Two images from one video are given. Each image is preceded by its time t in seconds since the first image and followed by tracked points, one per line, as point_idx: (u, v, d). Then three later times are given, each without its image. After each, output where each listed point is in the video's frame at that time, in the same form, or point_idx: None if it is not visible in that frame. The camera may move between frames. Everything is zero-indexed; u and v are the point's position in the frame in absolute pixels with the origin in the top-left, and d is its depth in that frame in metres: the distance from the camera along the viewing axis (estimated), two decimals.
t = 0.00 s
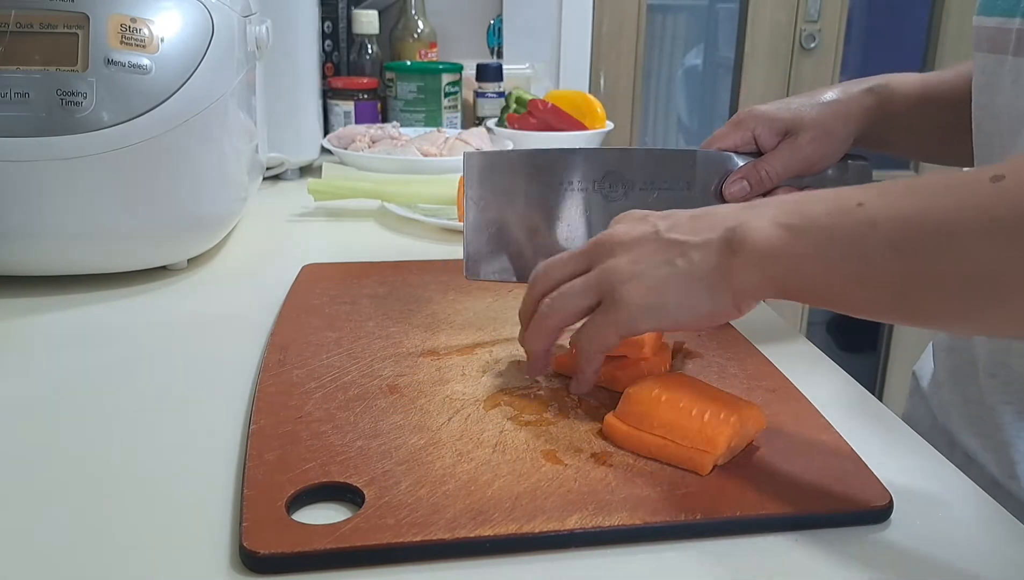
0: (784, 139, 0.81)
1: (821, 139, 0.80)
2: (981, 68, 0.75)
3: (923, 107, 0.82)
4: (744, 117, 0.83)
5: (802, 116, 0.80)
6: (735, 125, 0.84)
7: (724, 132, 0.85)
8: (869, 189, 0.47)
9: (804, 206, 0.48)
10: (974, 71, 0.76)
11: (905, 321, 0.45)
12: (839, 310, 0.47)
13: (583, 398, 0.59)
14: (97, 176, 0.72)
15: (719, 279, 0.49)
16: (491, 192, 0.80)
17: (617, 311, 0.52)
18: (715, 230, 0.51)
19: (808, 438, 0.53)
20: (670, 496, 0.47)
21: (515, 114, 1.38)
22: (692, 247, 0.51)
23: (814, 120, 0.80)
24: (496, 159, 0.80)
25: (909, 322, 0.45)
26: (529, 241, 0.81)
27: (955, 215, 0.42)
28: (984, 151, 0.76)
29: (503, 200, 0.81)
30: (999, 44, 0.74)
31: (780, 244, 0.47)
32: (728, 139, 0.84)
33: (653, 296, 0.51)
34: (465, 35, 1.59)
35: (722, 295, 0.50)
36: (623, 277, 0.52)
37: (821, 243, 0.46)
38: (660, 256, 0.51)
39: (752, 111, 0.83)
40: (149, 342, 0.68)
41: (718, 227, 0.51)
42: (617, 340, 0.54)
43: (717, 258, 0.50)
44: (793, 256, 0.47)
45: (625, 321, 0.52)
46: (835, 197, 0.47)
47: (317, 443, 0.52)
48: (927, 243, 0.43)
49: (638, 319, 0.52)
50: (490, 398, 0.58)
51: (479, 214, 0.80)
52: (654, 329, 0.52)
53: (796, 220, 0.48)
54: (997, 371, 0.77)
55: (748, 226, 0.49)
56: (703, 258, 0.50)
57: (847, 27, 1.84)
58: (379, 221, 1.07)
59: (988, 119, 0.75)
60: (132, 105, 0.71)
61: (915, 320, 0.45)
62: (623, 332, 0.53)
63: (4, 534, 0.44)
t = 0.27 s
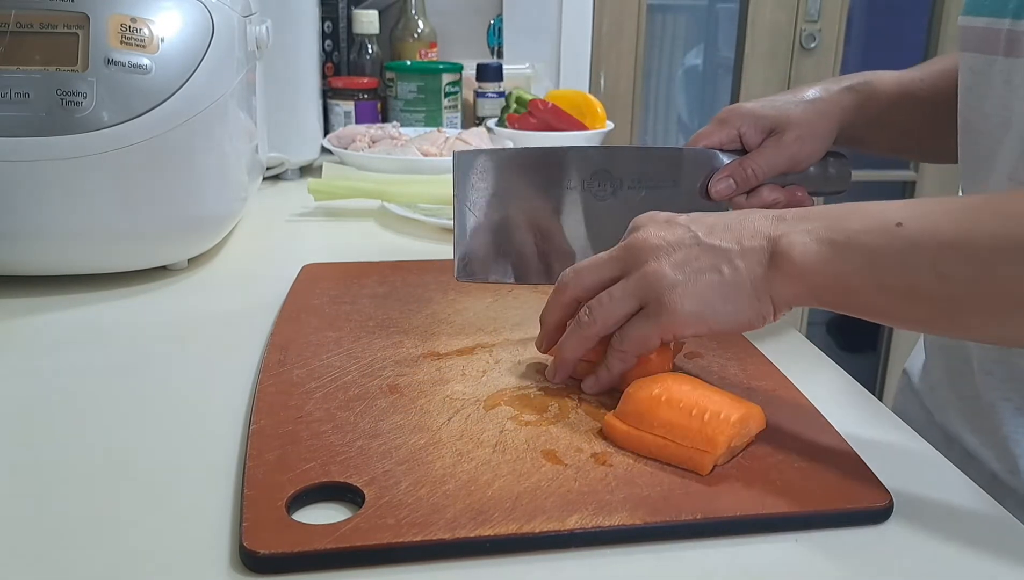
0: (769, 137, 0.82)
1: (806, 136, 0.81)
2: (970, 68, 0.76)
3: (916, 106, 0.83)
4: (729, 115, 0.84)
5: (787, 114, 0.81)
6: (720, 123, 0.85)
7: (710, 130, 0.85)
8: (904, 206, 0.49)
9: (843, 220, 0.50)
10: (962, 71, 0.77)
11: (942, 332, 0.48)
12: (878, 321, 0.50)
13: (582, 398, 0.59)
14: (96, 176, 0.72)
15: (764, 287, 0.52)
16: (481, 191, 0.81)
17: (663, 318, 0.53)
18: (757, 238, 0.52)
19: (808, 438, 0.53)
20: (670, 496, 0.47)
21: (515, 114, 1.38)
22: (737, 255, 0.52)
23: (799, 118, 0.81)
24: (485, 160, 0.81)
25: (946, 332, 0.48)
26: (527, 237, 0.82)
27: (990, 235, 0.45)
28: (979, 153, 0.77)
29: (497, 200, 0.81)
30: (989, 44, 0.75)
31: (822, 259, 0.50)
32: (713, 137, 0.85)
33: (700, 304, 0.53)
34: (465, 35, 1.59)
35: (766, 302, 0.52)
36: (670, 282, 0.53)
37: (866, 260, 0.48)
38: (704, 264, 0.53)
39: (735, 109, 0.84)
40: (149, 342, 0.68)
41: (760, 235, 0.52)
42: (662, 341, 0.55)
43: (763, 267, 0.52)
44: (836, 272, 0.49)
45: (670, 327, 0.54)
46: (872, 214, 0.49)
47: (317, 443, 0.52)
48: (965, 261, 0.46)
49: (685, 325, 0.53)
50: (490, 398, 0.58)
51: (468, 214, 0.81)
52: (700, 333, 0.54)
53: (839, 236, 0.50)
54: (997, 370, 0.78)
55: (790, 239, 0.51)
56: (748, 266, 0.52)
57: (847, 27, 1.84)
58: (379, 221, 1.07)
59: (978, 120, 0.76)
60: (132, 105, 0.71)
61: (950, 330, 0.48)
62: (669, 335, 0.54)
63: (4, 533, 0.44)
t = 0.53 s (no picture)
0: (765, 144, 0.82)
1: (803, 140, 0.82)
2: (965, 68, 0.82)
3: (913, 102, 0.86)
4: (725, 123, 0.83)
5: (782, 120, 0.81)
6: (715, 133, 0.84)
7: (704, 142, 0.84)
8: (917, 208, 0.48)
9: (850, 224, 0.49)
10: (955, 70, 0.83)
11: (960, 337, 0.47)
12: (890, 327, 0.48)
13: (582, 398, 0.59)
14: (97, 176, 0.72)
15: (758, 301, 0.50)
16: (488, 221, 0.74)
17: (649, 333, 0.53)
18: (757, 247, 0.51)
19: (808, 437, 0.53)
20: (670, 496, 0.47)
21: (515, 114, 1.38)
22: (729, 267, 0.51)
23: (793, 123, 0.81)
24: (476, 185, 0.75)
25: (963, 338, 0.47)
26: (529, 263, 0.75)
27: (1011, 237, 0.44)
28: (978, 149, 0.83)
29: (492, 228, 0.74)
30: (985, 45, 0.81)
31: (833, 266, 0.48)
32: (709, 147, 0.83)
33: (688, 318, 0.52)
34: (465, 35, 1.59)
35: (761, 314, 0.51)
36: (661, 296, 0.52)
37: (875, 269, 0.47)
38: (696, 278, 0.51)
39: (731, 117, 0.83)
40: (149, 342, 0.68)
41: (759, 244, 0.51)
42: (648, 353, 0.55)
43: (758, 280, 0.50)
44: (852, 278, 0.48)
45: (659, 339, 0.53)
46: (885, 216, 0.48)
47: (317, 442, 0.52)
48: (989, 265, 0.45)
49: (672, 338, 0.53)
50: (490, 398, 0.58)
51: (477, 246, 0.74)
52: (690, 345, 0.53)
53: (848, 240, 0.48)
54: (998, 368, 0.78)
55: (793, 247, 0.49)
56: (741, 279, 0.50)
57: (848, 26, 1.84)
58: (379, 221, 1.07)
59: (974, 118, 0.82)
60: (132, 105, 0.71)
61: (968, 336, 0.47)
62: (656, 348, 0.54)
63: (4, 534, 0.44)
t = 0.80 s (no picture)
0: (760, 144, 0.81)
1: (797, 140, 0.82)
2: (965, 69, 0.82)
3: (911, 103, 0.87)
4: (719, 125, 0.82)
5: (777, 120, 0.81)
6: (709, 135, 0.83)
7: (698, 145, 0.83)
8: (942, 206, 0.48)
9: (870, 222, 0.49)
10: (953, 71, 0.83)
11: (980, 336, 0.48)
12: (910, 326, 0.49)
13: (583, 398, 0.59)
14: (97, 176, 0.72)
15: (787, 294, 0.50)
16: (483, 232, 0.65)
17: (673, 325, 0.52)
18: (781, 241, 0.51)
19: (808, 438, 0.53)
20: (670, 496, 0.47)
21: (515, 114, 1.38)
22: (757, 259, 0.51)
23: (788, 123, 0.81)
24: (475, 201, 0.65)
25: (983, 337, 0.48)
26: (527, 280, 0.67)
27: None
28: (978, 150, 0.83)
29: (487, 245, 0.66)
30: (984, 45, 0.81)
31: (856, 265, 0.48)
32: (703, 150, 0.82)
33: (716, 311, 0.51)
34: (465, 35, 1.59)
35: (789, 308, 0.51)
36: (687, 287, 0.51)
37: (898, 268, 0.47)
38: (723, 268, 0.51)
39: (725, 118, 0.82)
40: (149, 342, 0.68)
41: (783, 239, 0.51)
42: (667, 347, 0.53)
43: (786, 274, 0.50)
44: (874, 276, 0.48)
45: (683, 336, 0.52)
46: (909, 214, 0.48)
47: (317, 442, 0.52)
48: (1013, 264, 0.45)
49: (696, 334, 0.52)
50: (491, 398, 0.58)
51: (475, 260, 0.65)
52: (716, 341, 0.52)
53: (870, 238, 0.49)
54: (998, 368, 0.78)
55: (818, 244, 0.49)
56: (770, 272, 0.50)
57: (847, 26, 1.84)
58: (379, 221, 1.07)
59: (974, 119, 0.83)
60: (132, 105, 0.71)
61: (987, 335, 0.47)
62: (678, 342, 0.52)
63: (4, 535, 0.44)
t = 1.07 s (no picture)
0: (766, 152, 0.80)
1: (802, 146, 0.81)
2: (962, 70, 0.82)
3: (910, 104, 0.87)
4: (723, 133, 0.81)
5: (782, 127, 0.80)
6: (713, 144, 0.82)
7: (702, 154, 0.82)
8: (940, 211, 0.48)
9: (868, 224, 0.49)
10: (950, 73, 0.83)
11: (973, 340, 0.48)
12: (904, 328, 0.49)
13: (583, 398, 0.59)
14: (98, 176, 0.72)
15: (776, 301, 0.50)
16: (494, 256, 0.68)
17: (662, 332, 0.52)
18: (771, 247, 0.51)
19: (808, 438, 0.53)
20: (670, 496, 0.47)
21: (515, 115, 1.38)
22: (746, 267, 0.50)
23: (793, 130, 0.81)
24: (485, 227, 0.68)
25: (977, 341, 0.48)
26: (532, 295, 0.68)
27: None
28: (975, 152, 0.83)
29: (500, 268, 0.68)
30: (982, 47, 0.81)
31: (851, 270, 0.48)
32: (708, 159, 0.81)
33: (704, 319, 0.51)
34: (465, 35, 1.59)
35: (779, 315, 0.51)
36: (675, 295, 0.51)
37: (894, 272, 0.48)
38: (712, 277, 0.51)
39: (729, 126, 0.81)
40: (149, 342, 0.68)
41: (773, 244, 0.51)
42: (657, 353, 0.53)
43: (776, 281, 0.50)
44: (869, 281, 0.48)
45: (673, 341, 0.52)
46: (906, 217, 0.48)
47: (317, 442, 0.52)
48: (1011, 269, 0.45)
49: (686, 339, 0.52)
50: (491, 398, 0.58)
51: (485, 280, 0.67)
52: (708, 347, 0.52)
53: (867, 242, 0.49)
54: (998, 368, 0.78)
55: (811, 248, 0.49)
56: (759, 281, 0.50)
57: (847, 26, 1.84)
58: (379, 221, 1.08)
59: (971, 121, 0.83)
60: (132, 105, 0.71)
61: (980, 339, 0.48)
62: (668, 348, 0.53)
63: (4, 535, 0.44)
